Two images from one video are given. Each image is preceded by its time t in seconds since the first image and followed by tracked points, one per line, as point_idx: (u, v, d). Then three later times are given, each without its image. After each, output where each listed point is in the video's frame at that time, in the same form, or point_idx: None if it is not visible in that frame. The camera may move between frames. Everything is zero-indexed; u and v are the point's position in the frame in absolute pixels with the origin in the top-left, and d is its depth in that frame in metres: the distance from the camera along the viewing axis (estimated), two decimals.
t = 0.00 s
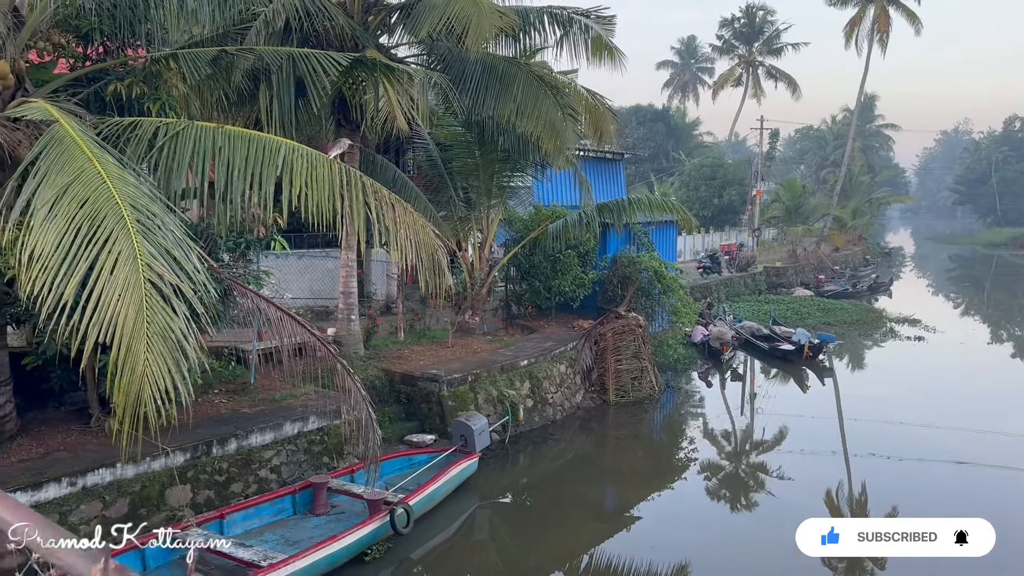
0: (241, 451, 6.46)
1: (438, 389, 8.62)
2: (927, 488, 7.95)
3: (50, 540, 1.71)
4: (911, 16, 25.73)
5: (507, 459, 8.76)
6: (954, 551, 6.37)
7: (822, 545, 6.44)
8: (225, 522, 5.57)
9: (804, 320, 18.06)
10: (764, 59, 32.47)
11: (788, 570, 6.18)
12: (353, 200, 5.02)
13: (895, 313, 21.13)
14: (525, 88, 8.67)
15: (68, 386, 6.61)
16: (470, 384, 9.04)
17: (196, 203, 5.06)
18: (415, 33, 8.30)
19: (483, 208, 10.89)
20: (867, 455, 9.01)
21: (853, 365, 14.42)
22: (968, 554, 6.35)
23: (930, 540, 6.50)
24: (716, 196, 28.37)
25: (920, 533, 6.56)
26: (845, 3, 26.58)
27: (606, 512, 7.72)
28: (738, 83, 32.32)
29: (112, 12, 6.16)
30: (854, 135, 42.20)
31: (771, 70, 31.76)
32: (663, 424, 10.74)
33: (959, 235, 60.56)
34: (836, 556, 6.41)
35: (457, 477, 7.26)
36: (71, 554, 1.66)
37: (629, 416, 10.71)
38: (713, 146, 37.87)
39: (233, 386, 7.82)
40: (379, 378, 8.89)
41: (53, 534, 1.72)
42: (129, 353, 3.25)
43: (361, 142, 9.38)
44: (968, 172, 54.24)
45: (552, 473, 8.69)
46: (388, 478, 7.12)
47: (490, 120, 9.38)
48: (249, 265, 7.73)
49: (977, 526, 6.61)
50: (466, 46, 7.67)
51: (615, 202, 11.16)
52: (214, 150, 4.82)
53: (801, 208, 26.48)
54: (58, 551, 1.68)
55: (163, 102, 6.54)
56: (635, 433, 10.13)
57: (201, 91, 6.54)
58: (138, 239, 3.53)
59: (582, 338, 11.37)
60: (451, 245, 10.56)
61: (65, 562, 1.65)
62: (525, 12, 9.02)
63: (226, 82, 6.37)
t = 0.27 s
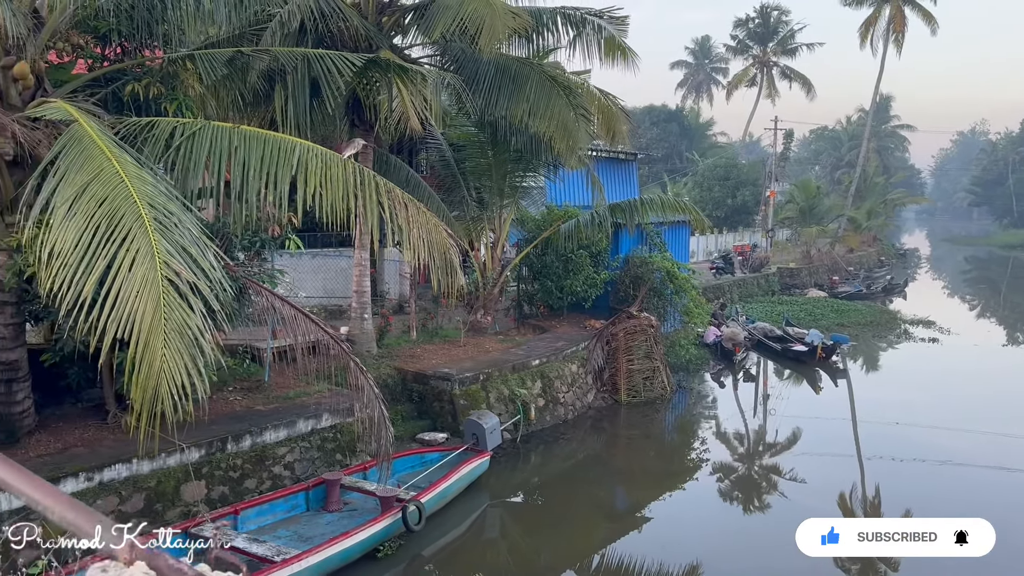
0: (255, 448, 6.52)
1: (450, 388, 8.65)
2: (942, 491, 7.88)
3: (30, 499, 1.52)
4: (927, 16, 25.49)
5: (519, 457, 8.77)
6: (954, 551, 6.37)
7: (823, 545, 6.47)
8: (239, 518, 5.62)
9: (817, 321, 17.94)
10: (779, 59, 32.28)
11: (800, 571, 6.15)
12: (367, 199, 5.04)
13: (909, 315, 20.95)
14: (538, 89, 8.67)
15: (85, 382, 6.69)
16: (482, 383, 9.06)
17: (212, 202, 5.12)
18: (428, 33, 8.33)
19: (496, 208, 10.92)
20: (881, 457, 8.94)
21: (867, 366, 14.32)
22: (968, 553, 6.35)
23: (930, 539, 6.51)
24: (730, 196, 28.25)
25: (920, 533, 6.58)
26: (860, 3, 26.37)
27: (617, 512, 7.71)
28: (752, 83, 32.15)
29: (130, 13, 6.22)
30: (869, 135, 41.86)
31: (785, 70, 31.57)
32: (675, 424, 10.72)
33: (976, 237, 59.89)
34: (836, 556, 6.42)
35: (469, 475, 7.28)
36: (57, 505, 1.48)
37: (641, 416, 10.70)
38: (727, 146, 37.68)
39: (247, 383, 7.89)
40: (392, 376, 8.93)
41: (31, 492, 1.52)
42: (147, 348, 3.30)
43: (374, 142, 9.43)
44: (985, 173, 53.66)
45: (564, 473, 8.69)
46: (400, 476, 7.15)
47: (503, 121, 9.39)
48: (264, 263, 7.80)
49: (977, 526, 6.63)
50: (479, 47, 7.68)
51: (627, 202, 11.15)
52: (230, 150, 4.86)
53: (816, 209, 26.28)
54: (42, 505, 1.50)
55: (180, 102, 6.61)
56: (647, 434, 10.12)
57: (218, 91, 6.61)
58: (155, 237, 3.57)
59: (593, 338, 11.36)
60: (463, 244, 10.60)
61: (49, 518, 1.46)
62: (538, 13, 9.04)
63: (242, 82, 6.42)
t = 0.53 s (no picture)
0: (272, 445, 6.59)
1: (465, 387, 8.68)
2: (960, 494, 7.79)
3: (61, 486, 1.53)
4: (947, 15, 25.17)
5: (532, 457, 8.78)
6: (954, 551, 6.34)
7: (823, 545, 6.46)
8: (256, 515, 5.68)
9: (833, 322, 17.79)
10: (795, 59, 32.01)
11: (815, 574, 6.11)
12: (383, 200, 5.07)
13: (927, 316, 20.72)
14: (553, 89, 8.68)
15: (105, 380, 6.79)
16: (496, 382, 9.08)
17: (230, 202, 5.18)
18: (444, 34, 8.36)
19: (510, 208, 10.94)
20: (898, 460, 8.86)
21: (884, 368, 14.18)
22: (969, 554, 6.32)
23: (930, 540, 6.47)
24: (746, 197, 28.08)
25: (920, 533, 6.53)
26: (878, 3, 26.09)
27: (631, 513, 7.70)
28: (768, 83, 31.92)
29: (151, 16, 6.30)
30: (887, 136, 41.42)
31: (802, 70, 31.31)
32: (689, 425, 10.69)
33: (996, 238, 59.07)
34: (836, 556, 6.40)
35: (483, 474, 7.30)
36: (91, 492, 1.50)
37: (655, 417, 10.67)
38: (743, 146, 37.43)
39: (264, 381, 7.98)
40: (406, 375, 8.98)
41: (63, 479, 1.54)
42: (167, 346, 3.35)
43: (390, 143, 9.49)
44: (1006, 173, 52.92)
45: (578, 472, 8.70)
46: (415, 474, 7.19)
47: (518, 121, 9.41)
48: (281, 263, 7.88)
49: (977, 525, 6.60)
50: (495, 48, 7.70)
51: (642, 203, 11.13)
52: (248, 151, 4.91)
53: (832, 210, 26.03)
54: (72, 492, 1.52)
55: (200, 103, 6.68)
56: (661, 434, 10.09)
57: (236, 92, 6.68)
58: (176, 237, 3.62)
59: (608, 338, 11.35)
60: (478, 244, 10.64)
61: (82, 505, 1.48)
62: (553, 14, 9.05)
63: (260, 83, 6.50)
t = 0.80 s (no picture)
0: (291, 443, 6.65)
1: (482, 387, 8.70)
2: (982, 499, 7.68)
3: (100, 481, 1.41)
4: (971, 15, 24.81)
5: (549, 457, 8.78)
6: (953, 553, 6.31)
7: (822, 545, 6.46)
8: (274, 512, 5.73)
9: (853, 324, 17.60)
10: (816, 59, 31.70)
11: None
12: (402, 200, 5.10)
13: (949, 319, 20.43)
14: (571, 90, 8.67)
15: (128, 377, 6.88)
16: (513, 383, 9.09)
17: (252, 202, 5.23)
18: (463, 35, 8.39)
19: (528, 209, 10.95)
20: (919, 464, 8.74)
21: (905, 371, 14.00)
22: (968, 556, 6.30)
23: (931, 540, 6.39)
24: (765, 197, 27.86)
25: (920, 533, 6.44)
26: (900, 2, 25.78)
27: (648, 515, 7.67)
28: (788, 83, 31.65)
29: (174, 19, 6.38)
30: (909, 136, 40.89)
31: (823, 70, 31.01)
32: (707, 427, 10.62)
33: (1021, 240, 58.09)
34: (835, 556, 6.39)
35: (500, 474, 7.31)
36: (124, 484, 1.35)
37: (673, 418, 10.62)
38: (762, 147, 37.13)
39: (284, 380, 8.06)
40: (424, 375, 9.02)
41: (101, 473, 1.41)
42: (190, 343, 3.40)
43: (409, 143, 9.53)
44: None
45: (595, 473, 8.68)
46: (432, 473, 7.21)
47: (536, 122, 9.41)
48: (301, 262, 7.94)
49: (976, 525, 6.56)
50: (514, 48, 7.72)
51: (660, 204, 11.08)
52: (269, 152, 4.97)
53: (853, 211, 25.72)
54: (110, 486, 1.38)
55: (221, 104, 6.76)
56: (678, 436, 10.05)
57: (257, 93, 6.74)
58: (199, 237, 3.67)
59: (625, 339, 11.32)
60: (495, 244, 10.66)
61: (115, 499, 1.34)
62: (572, 15, 9.05)
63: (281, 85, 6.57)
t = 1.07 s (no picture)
0: (308, 442, 6.70)
1: (498, 388, 8.71)
2: (1003, 504, 7.57)
3: (128, 477, 1.47)
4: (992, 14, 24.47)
5: (565, 458, 8.77)
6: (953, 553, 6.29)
7: (822, 545, 6.50)
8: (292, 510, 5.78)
9: (872, 327, 17.41)
10: (835, 59, 31.42)
11: None
12: (419, 201, 5.12)
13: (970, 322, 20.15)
14: (588, 91, 8.66)
15: (148, 375, 6.96)
16: (529, 383, 9.10)
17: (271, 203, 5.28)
18: (480, 36, 8.41)
19: (544, 210, 10.96)
20: (939, 468, 8.63)
21: (924, 374, 13.84)
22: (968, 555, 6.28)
23: (930, 540, 6.39)
24: (783, 198, 27.64)
25: (920, 533, 6.44)
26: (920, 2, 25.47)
27: (664, 517, 7.64)
28: (807, 84, 31.40)
29: (193, 21, 6.42)
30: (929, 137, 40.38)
31: (841, 71, 30.73)
32: (723, 429, 10.57)
33: None
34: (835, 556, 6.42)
35: (515, 475, 7.32)
36: (151, 481, 1.42)
37: (689, 420, 10.57)
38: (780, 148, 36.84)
39: (301, 379, 8.13)
40: (440, 375, 9.04)
41: (129, 470, 1.48)
42: (210, 342, 3.43)
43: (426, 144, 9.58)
44: None
45: (610, 475, 8.66)
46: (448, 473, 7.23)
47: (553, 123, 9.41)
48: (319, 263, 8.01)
49: (976, 524, 6.52)
50: (531, 50, 7.72)
51: (677, 205, 11.03)
52: (288, 153, 5.00)
53: (872, 212, 25.39)
54: (138, 482, 1.45)
55: (241, 105, 6.81)
56: (694, 438, 10.00)
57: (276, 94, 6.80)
58: (219, 237, 3.71)
59: (641, 341, 11.29)
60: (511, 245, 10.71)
61: (143, 496, 1.41)
62: (589, 16, 9.06)
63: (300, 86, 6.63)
